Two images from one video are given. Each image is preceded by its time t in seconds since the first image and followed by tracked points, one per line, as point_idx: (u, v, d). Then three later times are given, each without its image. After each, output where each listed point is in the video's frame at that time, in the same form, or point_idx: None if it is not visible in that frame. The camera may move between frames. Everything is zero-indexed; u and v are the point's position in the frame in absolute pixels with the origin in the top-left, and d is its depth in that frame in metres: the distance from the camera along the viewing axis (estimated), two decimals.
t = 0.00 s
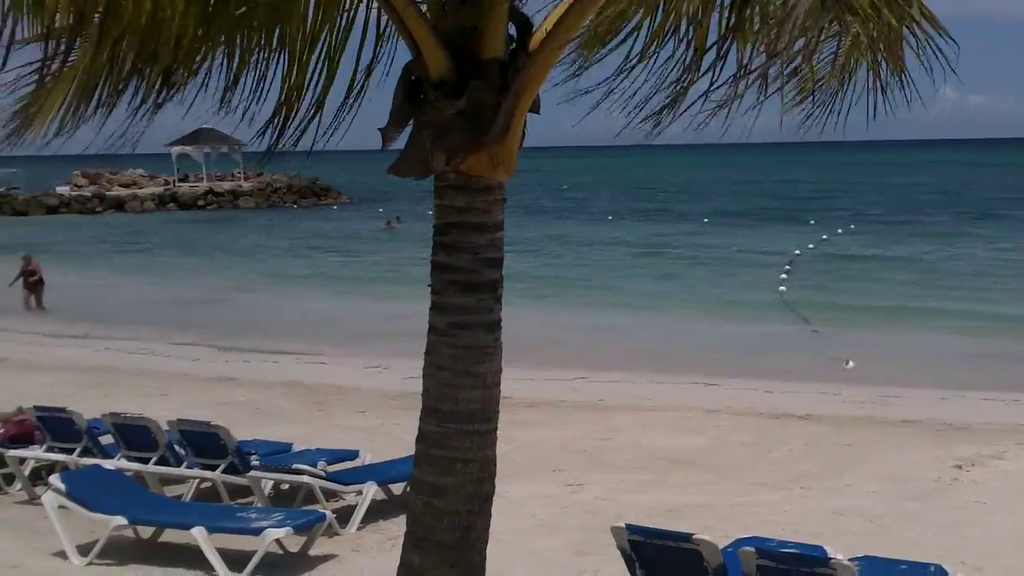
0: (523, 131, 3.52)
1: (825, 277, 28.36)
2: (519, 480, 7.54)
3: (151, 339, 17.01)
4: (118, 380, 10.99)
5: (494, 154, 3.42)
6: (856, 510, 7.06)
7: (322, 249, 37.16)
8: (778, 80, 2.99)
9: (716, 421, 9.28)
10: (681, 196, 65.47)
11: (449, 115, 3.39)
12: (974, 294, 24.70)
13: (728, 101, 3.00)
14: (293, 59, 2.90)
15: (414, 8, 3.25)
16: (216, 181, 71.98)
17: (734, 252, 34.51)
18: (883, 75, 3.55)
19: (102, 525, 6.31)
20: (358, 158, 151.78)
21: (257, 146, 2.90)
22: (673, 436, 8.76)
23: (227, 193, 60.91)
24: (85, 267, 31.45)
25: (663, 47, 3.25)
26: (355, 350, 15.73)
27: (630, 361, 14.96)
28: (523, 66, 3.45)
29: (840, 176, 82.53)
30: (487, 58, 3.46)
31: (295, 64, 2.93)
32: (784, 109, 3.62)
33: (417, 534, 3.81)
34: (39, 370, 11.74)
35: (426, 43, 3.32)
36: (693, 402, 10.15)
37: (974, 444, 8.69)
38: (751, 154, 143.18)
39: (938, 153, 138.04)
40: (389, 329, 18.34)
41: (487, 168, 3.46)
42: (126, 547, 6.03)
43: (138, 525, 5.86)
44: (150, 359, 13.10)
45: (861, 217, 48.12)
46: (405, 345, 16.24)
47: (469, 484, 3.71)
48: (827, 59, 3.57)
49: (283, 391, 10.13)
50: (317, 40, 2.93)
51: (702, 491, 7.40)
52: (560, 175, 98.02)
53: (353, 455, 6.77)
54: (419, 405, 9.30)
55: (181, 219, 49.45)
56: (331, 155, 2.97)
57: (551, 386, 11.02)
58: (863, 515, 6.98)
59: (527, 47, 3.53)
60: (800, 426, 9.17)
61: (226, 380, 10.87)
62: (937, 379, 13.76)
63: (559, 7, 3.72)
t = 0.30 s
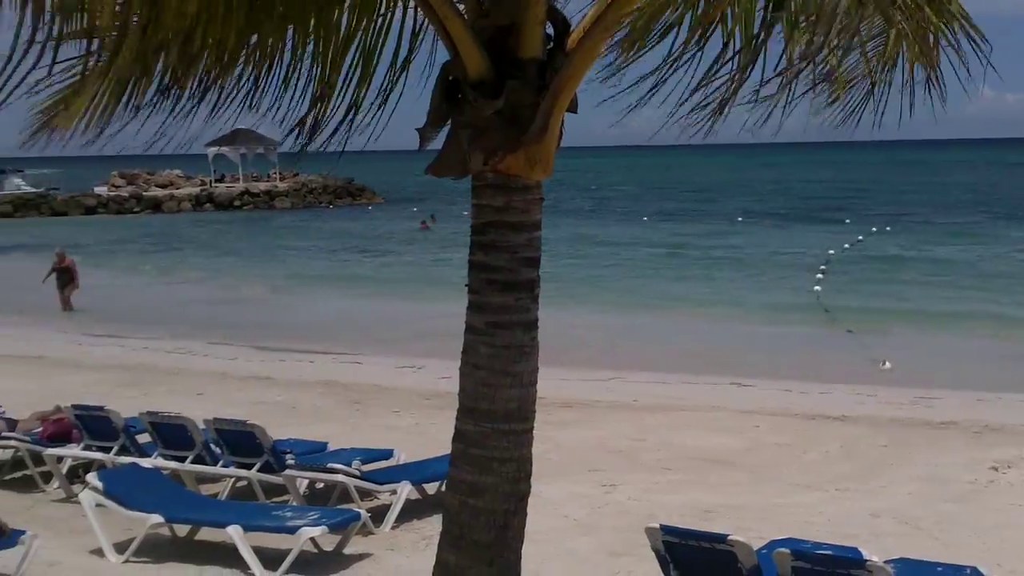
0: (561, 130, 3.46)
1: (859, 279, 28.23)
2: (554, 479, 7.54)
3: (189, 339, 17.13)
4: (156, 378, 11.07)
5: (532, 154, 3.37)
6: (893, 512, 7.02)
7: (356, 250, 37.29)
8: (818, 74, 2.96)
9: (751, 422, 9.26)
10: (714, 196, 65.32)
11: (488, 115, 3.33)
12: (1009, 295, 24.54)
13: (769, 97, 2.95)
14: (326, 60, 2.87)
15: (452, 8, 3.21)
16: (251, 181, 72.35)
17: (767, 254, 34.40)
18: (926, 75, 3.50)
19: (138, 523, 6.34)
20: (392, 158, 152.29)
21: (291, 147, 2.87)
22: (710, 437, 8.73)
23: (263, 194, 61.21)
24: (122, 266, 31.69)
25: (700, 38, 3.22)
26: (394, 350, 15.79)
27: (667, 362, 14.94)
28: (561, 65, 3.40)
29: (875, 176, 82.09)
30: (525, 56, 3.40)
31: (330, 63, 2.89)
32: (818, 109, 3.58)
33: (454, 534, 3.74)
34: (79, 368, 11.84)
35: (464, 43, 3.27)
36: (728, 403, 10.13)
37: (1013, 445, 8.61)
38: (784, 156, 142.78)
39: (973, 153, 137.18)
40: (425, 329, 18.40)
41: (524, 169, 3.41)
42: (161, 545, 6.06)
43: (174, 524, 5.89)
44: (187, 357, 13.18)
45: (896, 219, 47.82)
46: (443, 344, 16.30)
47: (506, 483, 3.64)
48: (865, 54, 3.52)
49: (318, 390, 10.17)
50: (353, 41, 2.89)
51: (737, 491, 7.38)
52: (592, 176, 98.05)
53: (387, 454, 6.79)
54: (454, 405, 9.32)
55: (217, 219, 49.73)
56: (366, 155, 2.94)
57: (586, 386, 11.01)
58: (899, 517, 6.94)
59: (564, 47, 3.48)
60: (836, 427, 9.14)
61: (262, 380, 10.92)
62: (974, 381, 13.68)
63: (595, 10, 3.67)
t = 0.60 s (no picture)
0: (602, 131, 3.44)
1: (899, 281, 28.07)
2: (594, 480, 7.53)
3: (231, 339, 17.25)
4: (199, 378, 11.16)
5: (572, 154, 3.35)
6: (935, 515, 6.97)
7: (395, 251, 37.44)
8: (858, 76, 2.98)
9: (791, 424, 9.24)
10: (752, 198, 65.07)
11: (529, 116, 3.30)
12: None
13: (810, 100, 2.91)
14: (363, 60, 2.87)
15: (494, 11, 3.18)
16: (290, 182, 72.73)
17: (806, 256, 34.25)
18: (971, 73, 3.48)
19: (181, 521, 6.40)
20: (431, 159, 152.61)
21: (330, 149, 2.87)
22: (749, 439, 8.72)
23: (302, 194, 61.55)
24: (164, 267, 31.94)
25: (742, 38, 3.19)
26: (436, 350, 15.85)
27: (709, 364, 14.92)
28: (602, 65, 3.36)
29: (915, 175, 81.54)
30: (567, 57, 3.37)
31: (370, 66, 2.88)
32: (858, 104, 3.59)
33: (496, 533, 3.75)
34: (125, 368, 11.96)
35: (506, 45, 3.24)
36: (768, 405, 10.11)
37: None
38: (823, 157, 142.05)
39: (1014, 154, 136.03)
40: (466, 330, 18.46)
41: (566, 169, 3.39)
42: (204, 543, 6.10)
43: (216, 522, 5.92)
44: (229, 358, 13.27)
45: (937, 220, 47.49)
46: (484, 345, 16.35)
47: (547, 484, 3.64)
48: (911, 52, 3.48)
49: (359, 390, 10.22)
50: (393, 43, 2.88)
51: (777, 494, 7.35)
52: (630, 176, 97.88)
53: (427, 454, 6.82)
54: (494, 405, 9.34)
55: (257, 220, 50.03)
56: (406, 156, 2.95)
57: (625, 387, 11.01)
58: (941, 519, 6.90)
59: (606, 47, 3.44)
60: (877, 429, 9.10)
61: (303, 379, 10.98)
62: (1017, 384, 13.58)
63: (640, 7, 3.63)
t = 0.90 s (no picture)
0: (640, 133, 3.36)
1: (931, 285, 27.92)
2: (623, 482, 7.53)
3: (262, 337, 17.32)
4: (232, 375, 11.21)
5: (609, 155, 3.26)
6: (967, 521, 6.93)
7: (425, 251, 37.52)
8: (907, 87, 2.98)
9: (823, 427, 9.20)
10: (784, 201, 64.84)
11: (565, 117, 3.23)
12: None
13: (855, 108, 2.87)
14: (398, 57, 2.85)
15: (533, 11, 3.12)
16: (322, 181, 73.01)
17: (837, 260, 34.10)
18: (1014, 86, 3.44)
19: (212, 518, 6.42)
20: (462, 159, 152.82)
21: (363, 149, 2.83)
22: (780, 442, 8.68)
23: (333, 193, 61.75)
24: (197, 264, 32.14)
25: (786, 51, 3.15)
26: (468, 351, 15.88)
27: (741, 366, 14.90)
28: (640, 66, 3.30)
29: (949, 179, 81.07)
30: (603, 59, 3.30)
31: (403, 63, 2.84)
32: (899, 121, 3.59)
33: (528, 533, 3.69)
34: (159, 364, 12.04)
35: (542, 46, 3.17)
36: (800, 408, 10.07)
37: None
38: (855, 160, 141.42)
39: None
40: (497, 331, 18.49)
41: (601, 170, 3.30)
42: (235, 540, 6.12)
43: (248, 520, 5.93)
44: (262, 355, 13.33)
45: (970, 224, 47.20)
46: (516, 346, 16.38)
47: (579, 485, 3.58)
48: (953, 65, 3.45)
49: (390, 389, 10.24)
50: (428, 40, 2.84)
51: (808, 498, 7.32)
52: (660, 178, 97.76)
53: (457, 453, 6.81)
54: (524, 405, 9.33)
55: (288, 219, 50.25)
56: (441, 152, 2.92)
57: (655, 389, 11.00)
58: (973, 526, 6.85)
59: (643, 48, 3.37)
60: (909, 434, 9.05)
61: (334, 378, 11.01)
62: None
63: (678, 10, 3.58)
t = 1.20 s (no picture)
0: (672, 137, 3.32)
1: (962, 293, 27.73)
2: (652, 488, 7.49)
3: (293, 340, 17.39)
4: (262, 378, 11.24)
5: (641, 160, 3.22)
6: (999, 531, 6.86)
7: (454, 256, 37.59)
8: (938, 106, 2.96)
9: (853, 435, 9.14)
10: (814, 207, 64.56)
11: (597, 120, 3.21)
12: None
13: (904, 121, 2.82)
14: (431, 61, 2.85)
15: (565, 15, 3.09)
16: (354, 185, 73.28)
17: (868, 267, 33.95)
18: None
19: (242, 521, 6.44)
20: (493, 163, 152.94)
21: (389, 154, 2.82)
22: (811, 449, 8.65)
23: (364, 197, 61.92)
24: (228, 268, 32.30)
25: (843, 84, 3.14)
26: (499, 355, 15.89)
27: (772, 373, 14.84)
28: (672, 71, 3.26)
29: (981, 185, 80.52)
30: (636, 62, 3.26)
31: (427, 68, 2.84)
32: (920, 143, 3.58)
33: (557, 539, 3.65)
34: (191, 366, 12.09)
35: (575, 49, 3.15)
36: (830, 415, 10.02)
37: None
38: (887, 167, 140.80)
39: None
40: (525, 336, 18.51)
41: (632, 175, 3.27)
42: (263, 543, 6.13)
43: (277, 524, 5.94)
44: (292, 358, 13.38)
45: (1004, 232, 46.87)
46: (548, 351, 16.38)
47: (609, 490, 3.54)
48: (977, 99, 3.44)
49: (420, 393, 10.25)
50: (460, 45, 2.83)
51: (837, 506, 7.27)
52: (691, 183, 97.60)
53: (486, 458, 6.81)
54: (553, 411, 9.31)
55: (319, 223, 50.42)
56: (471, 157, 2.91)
57: (685, 395, 10.97)
58: (1004, 536, 6.78)
59: (676, 51, 3.33)
60: (940, 442, 8.99)
61: (363, 381, 11.03)
62: None
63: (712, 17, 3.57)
